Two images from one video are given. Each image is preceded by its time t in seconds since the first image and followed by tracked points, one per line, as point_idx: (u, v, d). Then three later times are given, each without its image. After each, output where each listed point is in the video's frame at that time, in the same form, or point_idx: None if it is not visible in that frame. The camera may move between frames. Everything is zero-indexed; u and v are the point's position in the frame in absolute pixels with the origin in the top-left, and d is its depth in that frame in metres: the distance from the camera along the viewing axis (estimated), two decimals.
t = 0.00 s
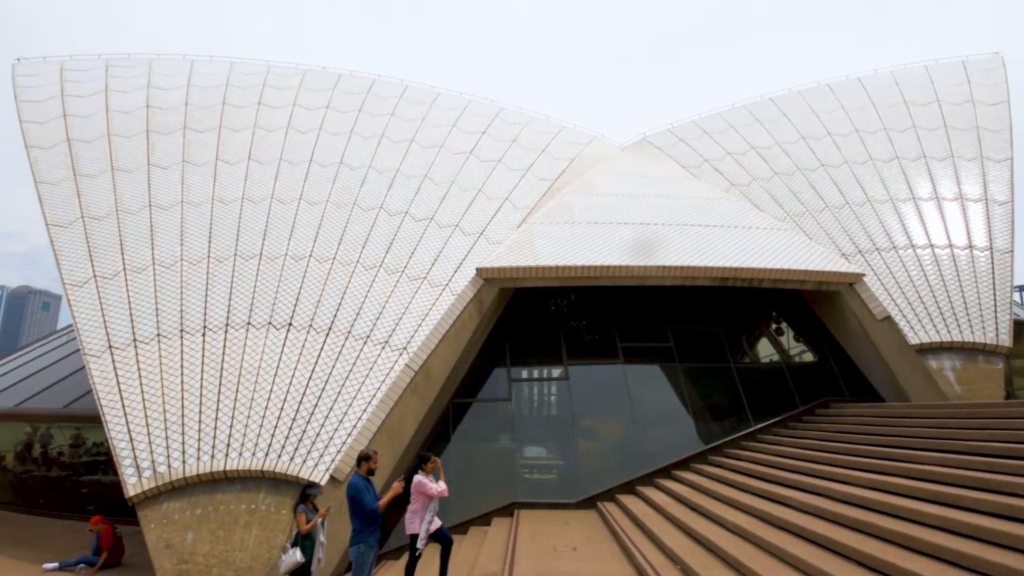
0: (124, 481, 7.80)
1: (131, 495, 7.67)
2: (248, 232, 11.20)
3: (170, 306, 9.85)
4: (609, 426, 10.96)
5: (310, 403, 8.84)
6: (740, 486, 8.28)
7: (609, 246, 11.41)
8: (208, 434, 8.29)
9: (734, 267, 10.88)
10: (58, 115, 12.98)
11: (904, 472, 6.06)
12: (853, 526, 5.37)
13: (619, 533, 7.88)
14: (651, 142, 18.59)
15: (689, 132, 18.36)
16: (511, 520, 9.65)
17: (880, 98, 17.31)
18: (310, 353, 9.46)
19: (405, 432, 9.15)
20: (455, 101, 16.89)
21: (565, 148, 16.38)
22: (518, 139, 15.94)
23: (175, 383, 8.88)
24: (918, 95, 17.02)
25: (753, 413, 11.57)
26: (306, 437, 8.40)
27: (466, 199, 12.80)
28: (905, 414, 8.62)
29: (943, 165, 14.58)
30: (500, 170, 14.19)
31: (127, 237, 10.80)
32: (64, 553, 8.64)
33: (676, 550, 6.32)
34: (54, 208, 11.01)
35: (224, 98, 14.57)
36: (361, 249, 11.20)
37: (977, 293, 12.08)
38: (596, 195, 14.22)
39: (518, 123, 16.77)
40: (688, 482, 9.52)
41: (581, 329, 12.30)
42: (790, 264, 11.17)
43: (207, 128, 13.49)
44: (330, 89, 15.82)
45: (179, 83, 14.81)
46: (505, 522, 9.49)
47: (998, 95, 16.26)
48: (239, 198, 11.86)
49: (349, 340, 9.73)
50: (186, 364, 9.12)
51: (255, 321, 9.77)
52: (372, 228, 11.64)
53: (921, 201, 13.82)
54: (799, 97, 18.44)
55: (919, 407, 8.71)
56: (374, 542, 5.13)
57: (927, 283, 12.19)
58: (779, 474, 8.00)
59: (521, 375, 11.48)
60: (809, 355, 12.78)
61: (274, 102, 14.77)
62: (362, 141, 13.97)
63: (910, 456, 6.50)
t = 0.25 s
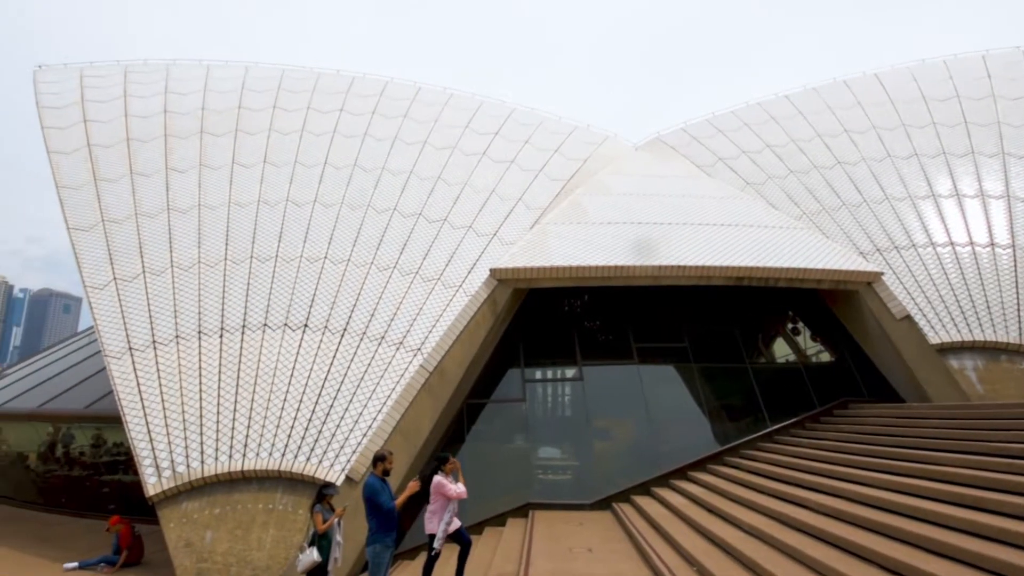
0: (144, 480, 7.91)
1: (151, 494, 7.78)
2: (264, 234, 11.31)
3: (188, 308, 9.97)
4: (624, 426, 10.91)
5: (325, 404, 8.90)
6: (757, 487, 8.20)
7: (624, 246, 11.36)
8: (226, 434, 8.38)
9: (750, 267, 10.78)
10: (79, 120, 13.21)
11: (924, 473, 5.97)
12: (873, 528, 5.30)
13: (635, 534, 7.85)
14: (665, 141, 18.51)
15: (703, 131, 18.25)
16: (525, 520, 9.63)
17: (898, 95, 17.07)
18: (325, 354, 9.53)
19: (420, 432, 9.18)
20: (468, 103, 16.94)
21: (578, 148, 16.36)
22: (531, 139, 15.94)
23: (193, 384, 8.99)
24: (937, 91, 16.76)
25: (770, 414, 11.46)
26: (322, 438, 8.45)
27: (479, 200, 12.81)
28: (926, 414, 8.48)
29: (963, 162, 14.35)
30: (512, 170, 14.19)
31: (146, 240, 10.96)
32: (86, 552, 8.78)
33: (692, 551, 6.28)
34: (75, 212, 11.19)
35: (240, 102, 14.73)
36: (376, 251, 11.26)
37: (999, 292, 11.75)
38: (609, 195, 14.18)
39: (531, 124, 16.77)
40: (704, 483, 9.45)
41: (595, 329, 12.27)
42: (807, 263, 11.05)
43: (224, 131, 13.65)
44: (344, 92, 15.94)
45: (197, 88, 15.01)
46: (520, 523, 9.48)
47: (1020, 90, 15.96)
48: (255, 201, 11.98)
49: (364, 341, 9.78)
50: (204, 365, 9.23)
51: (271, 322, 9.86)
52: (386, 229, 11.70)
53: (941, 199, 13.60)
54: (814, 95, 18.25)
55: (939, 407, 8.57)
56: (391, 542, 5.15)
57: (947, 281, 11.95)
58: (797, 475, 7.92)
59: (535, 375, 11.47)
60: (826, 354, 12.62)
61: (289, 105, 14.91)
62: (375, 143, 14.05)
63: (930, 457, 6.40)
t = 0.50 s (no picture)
0: (163, 480, 8.01)
1: (170, 494, 7.87)
2: (280, 236, 11.41)
3: (206, 310, 10.08)
4: (639, 427, 10.86)
5: (341, 405, 8.96)
6: (774, 488, 8.11)
7: (639, 246, 11.31)
8: (243, 435, 8.46)
9: (766, 266, 10.68)
10: (98, 126, 13.41)
11: (946, 475, 5.88)
12: (894, 530, 5.22)
13: (651, 535, 7.80)
14: (678, 140, 18.41)
15: (717, 130, 18.13)
16: (541, 521, 9.61)
17: (916, 90, 16.83)
18: (340, 355, 9.59)
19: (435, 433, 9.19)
20: (480, 104, 16.97)
21: (591, 148, 16.33)
22: (543, 140, 15.93)
23: (211, 385, 9.09)
24: (956, 86, 16.51)
25: (786, 415, 11.36)
26: (338, 438, 8.50)
27: (492, 201, 12.83)
28: (947, 415, 8.35)
29: (983, 158, 14.11)
30: (525, 171, 14.19)
31: (164, 243, 11.10)
32: (108, 551, 8.90)
33: (709, 553, 6.22)
34: (95, 216, 11.36)
35: (255, 105, 14.87)
36: (390, 252, 11.31)
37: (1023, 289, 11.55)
38: (622, 195, 14.14)
39: (543, 124, 16.76)
40: (721, 484, 9.37)
41: (609, 329, 12.23)
42: (824, 261, 10.93)
43: (239, 135, 13.79)
44: (357, 94, 16.04)
45: (212, 92, 15.18)
46: (535, 524, 9.47)
47: None
48: (270, 203, 12.09)
49: (378, 342, 9.83)
50: (222, 366, 9.32)
51: (287, 324, 9.94)
52: (400, 231, 11.75)
53: (961, 195, 13.38)
54: (830, 92, 18.06)
55: (961, 408, 8.43)
56: (408, 542, 5.17)
57: (969, 279, 11.76)
58: (815, 477, 7.82)
59: (549, 376, 11.44)
60: (844, 354, 12.48)
61: (303, 108, 15.03)
62: (388, 145, 14.12)
63: (952, 458, 6.30)
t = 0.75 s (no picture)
0: (182, 480, 8.10)
1: (189, 494, 7.97)
2: (295, 239, 11.50)
3: (223, 312, 10.19)
4: (653, 427, 10.81)
5: (356, 406, 9.00)
6: (792, 490, 8.03)
7: (653, 246, 11.26)
8: (260, 435, 8.53)
9: (781, 265, 10.58)
10: (117, 131, 13.60)
11: (968, 476, 5.77)
12: (914, 532, 5.15)
13: (667, 536, 7.77)
14: (692, 139, 18.31)
15: (731, 128, 18.00)
16: (555, 522, 9.60)
17: (934, 86, 16.59)
18: (355, 356, 9.64)
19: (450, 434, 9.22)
20: (492, 104, 17.00)
21: (604, 148, 16.29)
22: (556, 140, 15.92)
23: (228, 386, 9.19)
24: (976, 81, 16.24)
25: (803, 415, 11.24)
26: (353, 439, 8.54)
27: (505, 201, 12.84)
28: (969, 415, 8.21)
29: (1004, 154, 13.86)
30: (538, 171, 14.18)
31: (182, 246, 11.23)
32: (128, 549, 9.03)
33: (726, 555, 6.17)
34: (114, 219, 11.52)
35: (270, 109, 15.01)
36: (403, 253, 11.36)
37: None
38: (635, 194, 14.09)
39: (555, 124, 16.76)
40: (737, 485, 9.29)
41: (622, 330, 12.19)
42: (841, 260, 10.81)
43: (255, 139, 13.93)
44: (370, 97, 16.14)
45: (228, 97, 15.35)
46: (549, 525, 9.45)
47: None
48: (285, 206, 12.19)
49: (392, 343, 9.87)
50: (238, 367, 9.42)
51: (302, 325, 10.02)
52: (413, 232, 11.80)
53: (981, 192, 13.14)
54: (846, 89, 17.87)
55: (983, 408, 8.28)
56: (424, 541, 5.19)
57: (990, 277, 11.51)
58: (834, 478, 7.72)
59: (563, 377, 11.42)
60: (862, 354, 12.33)
61: (317, 111, 15.15)
62: (402, 147, 14.18)
63: (974, 459, 6.19)
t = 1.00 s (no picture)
0: (200, 480, 8.19)
1: (207, 494, 8.05)
2: (309, 241, 11.59)
3: (239, 314, 10.29)
4: (668, 428, 10.75)
5: (370, 406, 9.04)
6: (809, 491, 7.94)
7: (666, 245, 11.20)
8: (276, 436, 8.60)
9: (797, 264, 10.48)
10: (134, 136, 13.79)
11: (991, 477, 5.67)
12: (936, 534, 5.07)
13: (682, 537, 7.72)
14: (705, 138, 18.20)
15: (745, 126, 17.87)
16: (570, 522, 9.57)
17: (953, 81, 16.34)
18: (369, 357, 9.69)
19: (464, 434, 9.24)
20: (504, 105, 17.03)
21: (617, 147, 16.25)
22: (568, 140, 15.89)
23: (245, 388, 9.27)
24: (996, 75, 15.96)
25: (820, 415, 11.12)
26: (368, 439, 8.57)
27: (518, 202, 12.84)
28: (990, 416, 8.07)
29: None
30: (550, 172, 14.17)
31: (198, 248, 11.37)
32: (148, 548, 9.14)
33: (743, 556, 6.12)
34: (133, 223, 11.67)
35: (284, 113, 15.15)
36: (417, 255, 11.40)
37: None
38: (649, 194, 14.04)
39: (567, 124, 16.74)
40: (754, 486, 9.21)
41: (636, 330, 12.15)
42: (859, 258, 10.68)
43: (269, 142, 14.06)
44: (382, 99, 16.23)
45: (243, 101, 15.51)
46: (564, 525, 9.43)
47: None
48: (299, 208, 12.29)
49: (406, 344, 9.90)
50: (255, 369, 9.51)
51: (317, 326, 10.09)
52: (426, 233, 11.84)
53: (1002, 188, 12.90)
54: (862, 85, 17.66)
55: (1006, 408, 8.13)
56: (439, 542, 5.20)
57: (1012, 275, 11.21)
58: (853, 478, 7.63)
59: (576, 377, 11.39)
60: (880, 354, 12.18)
61: (330, 114, 15.25)
62: (414, 149, 14.24)
63: (997, 460, 6.08)
